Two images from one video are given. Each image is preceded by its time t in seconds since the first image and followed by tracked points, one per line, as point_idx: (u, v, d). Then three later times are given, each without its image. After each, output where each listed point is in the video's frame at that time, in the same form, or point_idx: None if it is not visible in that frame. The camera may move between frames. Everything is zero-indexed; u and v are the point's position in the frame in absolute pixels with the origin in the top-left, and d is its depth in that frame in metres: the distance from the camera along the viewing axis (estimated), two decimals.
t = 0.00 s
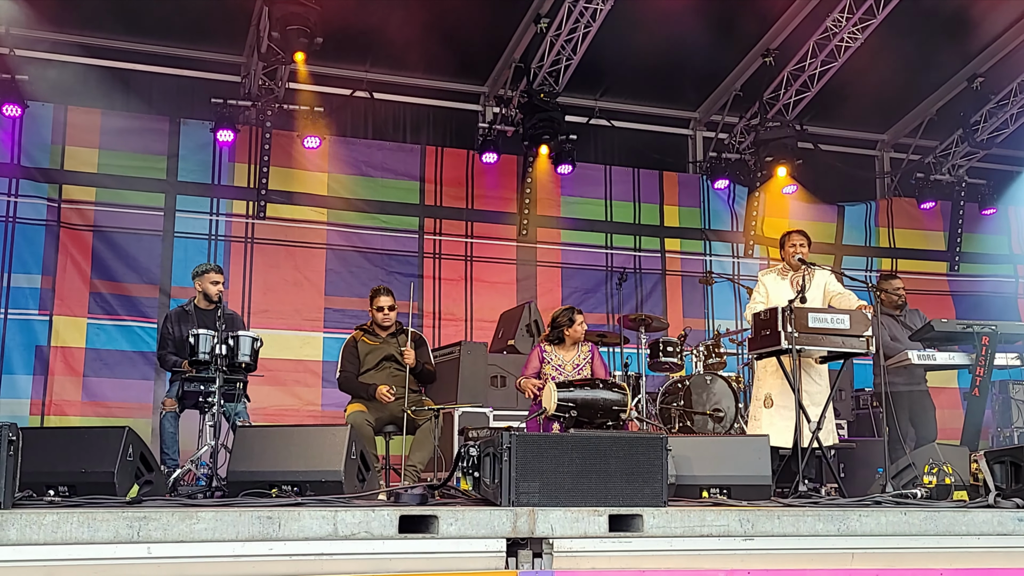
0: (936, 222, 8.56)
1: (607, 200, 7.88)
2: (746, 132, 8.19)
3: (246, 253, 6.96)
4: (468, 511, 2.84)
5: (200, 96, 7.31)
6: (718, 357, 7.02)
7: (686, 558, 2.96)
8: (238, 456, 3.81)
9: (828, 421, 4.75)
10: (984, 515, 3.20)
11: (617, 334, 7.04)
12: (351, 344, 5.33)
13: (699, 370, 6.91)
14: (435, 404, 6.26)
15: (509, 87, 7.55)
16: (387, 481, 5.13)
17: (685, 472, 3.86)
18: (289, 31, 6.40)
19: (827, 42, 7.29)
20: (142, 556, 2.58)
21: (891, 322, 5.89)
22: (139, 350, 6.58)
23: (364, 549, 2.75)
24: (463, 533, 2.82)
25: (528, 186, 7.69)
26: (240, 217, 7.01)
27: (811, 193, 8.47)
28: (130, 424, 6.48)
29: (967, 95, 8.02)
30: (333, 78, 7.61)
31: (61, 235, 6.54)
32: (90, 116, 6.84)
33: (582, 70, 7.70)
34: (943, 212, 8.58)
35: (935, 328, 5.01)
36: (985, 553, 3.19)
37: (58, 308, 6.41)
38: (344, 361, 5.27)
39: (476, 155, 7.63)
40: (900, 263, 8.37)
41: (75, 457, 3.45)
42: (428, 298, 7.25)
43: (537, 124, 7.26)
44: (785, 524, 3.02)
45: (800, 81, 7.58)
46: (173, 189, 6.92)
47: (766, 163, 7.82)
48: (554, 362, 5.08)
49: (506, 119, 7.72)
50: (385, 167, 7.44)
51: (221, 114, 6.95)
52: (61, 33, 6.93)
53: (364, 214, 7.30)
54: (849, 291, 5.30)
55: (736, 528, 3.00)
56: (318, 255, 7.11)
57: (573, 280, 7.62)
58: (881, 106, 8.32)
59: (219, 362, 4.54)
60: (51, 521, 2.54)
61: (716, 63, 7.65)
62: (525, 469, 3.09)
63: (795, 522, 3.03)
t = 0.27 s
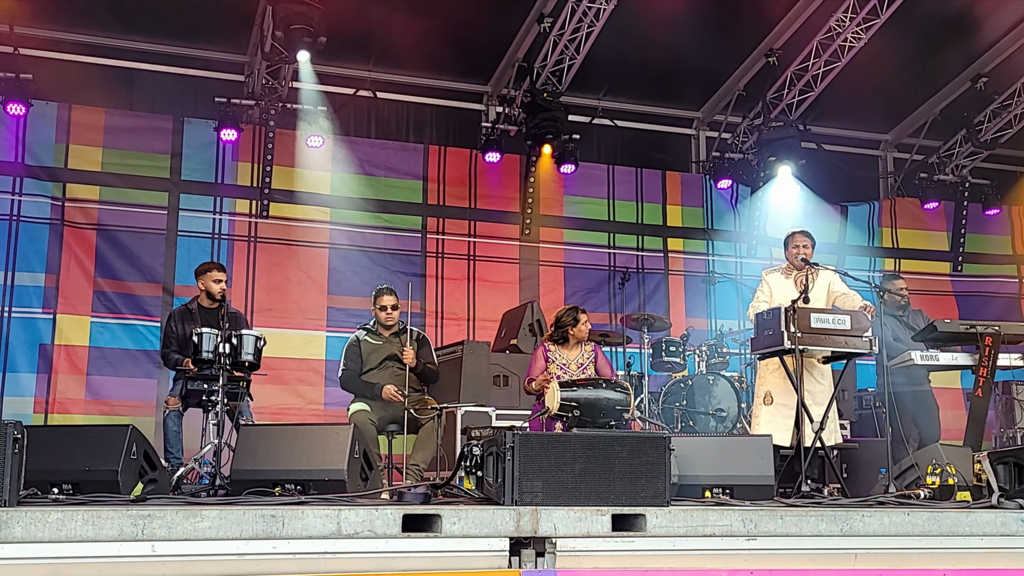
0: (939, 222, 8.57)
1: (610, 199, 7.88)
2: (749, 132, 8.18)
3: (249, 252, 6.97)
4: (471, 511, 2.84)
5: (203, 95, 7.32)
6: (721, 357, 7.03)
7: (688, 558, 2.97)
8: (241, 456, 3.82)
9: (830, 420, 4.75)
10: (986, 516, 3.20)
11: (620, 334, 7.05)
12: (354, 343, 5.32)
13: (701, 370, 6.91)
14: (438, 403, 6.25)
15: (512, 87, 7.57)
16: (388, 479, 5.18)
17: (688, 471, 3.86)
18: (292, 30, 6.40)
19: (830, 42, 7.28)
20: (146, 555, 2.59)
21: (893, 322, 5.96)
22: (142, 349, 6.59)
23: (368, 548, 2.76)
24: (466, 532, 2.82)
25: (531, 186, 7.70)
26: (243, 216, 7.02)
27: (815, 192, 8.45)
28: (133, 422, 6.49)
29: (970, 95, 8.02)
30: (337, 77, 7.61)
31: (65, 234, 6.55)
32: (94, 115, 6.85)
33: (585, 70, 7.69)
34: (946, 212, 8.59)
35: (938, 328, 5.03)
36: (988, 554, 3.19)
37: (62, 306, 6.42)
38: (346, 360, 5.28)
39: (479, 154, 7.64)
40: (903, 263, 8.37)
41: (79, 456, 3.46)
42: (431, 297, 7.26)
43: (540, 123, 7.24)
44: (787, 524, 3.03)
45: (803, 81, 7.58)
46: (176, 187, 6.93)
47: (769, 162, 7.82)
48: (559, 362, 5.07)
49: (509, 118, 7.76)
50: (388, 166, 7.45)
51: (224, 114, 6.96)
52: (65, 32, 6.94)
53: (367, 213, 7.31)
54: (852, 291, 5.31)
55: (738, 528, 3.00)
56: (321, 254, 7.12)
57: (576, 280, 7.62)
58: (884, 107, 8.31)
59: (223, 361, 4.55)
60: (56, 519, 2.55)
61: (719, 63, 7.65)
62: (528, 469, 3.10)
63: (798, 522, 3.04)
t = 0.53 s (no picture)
0: (945, 221, 8.51)
1: (615, 198, 7.88)
2: (755, 131, 8.13)
3: (254, 251, 6.97)
4: (478, 509, 2.83)
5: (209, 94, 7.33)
6: (726, 356, 7.01)
7: (696, 555, 2.96)
8: (247, 454, 3.82)
9: (836, 419, 4.73)
10: (995, 514, 3.18)
11: (625, 333, 7.04)
12: (360, 342, 5.32)
13: (707, 369, 6.89)
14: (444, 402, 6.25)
15: (517, 85, 7.50)
16: (395, 478, 5.19)
17: (694, 470, 3.84)
18: (298, 29, 6.41)
19: (836, 41, 7.28)
20: (153, 552, 2.59)
21: (902, 321, 5.96)
22: (148, 348, 6.60)
23: (375, 545, 2.75)
24: (474, 530, 2.81)
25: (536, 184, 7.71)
26: (248, 216, 7.03)
27: (820, 191, 8.44)
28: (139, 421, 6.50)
29: (976, 94, 7.98)
30: (342, 76, 7.62)
31: (71, 233, 6.56)
32: (100, 114, 6.86)
33: (591, 69, 7.69)
34: (952, 212, 8.53)
35: (943, 327, 4.91)
36: (996, 553, 3.17)
37: (68, 305, 6.43)
38: (353, 359, 5.27)
39: (485, 153, 7.63)
40: (909, 262, 8.33)
41: (86, 454, 3.45)
42: (436, 297, 7.25)
43: (545, 123, 7.21)
44: (795, 523, 3.01)
45: (808, 79, 7.57)
46: (182, 187, 6.94)
47: (775, 161, 7.82)
48: (565, 360, 5.06)
49: (514, 117, 7.62)
50: (393, 165, 7.44)
51: (229, 113, 6.98)
52: (71, 32, 6.95)
53: (373, 212, 7.31)
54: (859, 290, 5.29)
55: (746, 527, 2.99)
56: (326, 253, 7.11)
57: (581, 279, 7.61)
58: (890, 105, 8.29)
59: (229, 359, 4.54)
60: (64, 516, 2.54)
61: (724, 61, 7.64)
62: (535, 466, 3.10)
63: (806, 520, 3.02)
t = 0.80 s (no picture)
0: (950, 218, 8.47)
1: (619, 197, 7.86)
2: (760, 128, 8.16)
3: (258, 251, 6.97)
4: (484, 507, 2.83)
5: (213, 94, 7.32)
6: (731, 354, 6.98)
7: (702, 553, 2.94)
8: (252, 452, 3.82)
9: (842, 417, 4.71)
10: (1003, 511, 3.16)
11: (630, 331, 7.01)
12: (365, 341, 5.31)
13: (712, 367, 6.87)
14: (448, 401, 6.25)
15: (520, 84, 7.52)
16: (399, 477, 5.16)
17: (700, 468, 3.82)
18: (301, 28, 6.40)
19: (841, 38, 7.25)
20: (158, 551, 2.57)
21: (912, 318, 5.97)
22: (152, 348, 6.60)
23: (380, 544, 2.74)
24: (479, 528, 2.80)
25: (540, 184, 7.69)
26: (252, 215, 7.03)
27: (824, 189, 8.41)
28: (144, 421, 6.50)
29: (982, 90, 7.95)
30: (345, 76, 7.61)
31: (75, 234, 6.56)
32: (103, 114, 6.86)
33: (594, 67, 7.68)
34: (957, 208, 8.51)
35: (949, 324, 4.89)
36: (1004, 550, 3.15)
37: (72, 306, 6.43)
38: (356, 358, 5.24)
39: (488, 152, 7.62)
40: (914, 260, 8.30)
41: (90, 454, 3.45)
42: (440, 296, 7.24)
43: (550, 120, 7.23)
44: (802, 520, 3.00)
45: (813, 77, 7.54)
46: (185, 187, 6.93)
47: (780, 159, 7.80)
48: (569, 356, 5.06)
49: (518, 116, 7.64)
50: (397, 165, 7.43)
51: (233, 112, 6.94)
52: (75, 32, 6.95)
53: (376, 212, 7.30)
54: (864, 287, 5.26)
55: (752, 524, 2.97)
56: (330, 253, 7.10)
57: (586, 278, 7.60)
58: (895, 102, 8.27)
59: (233, 358, 4.55)
60: (68, 515, 2.54)
61: (728, 59, 7.61)
62: (541, 464, 3.08)
63: (812, 518, 3.01)
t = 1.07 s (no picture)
0: (955, 215, 8.45)
1: (623, 193, 7.84)
2: (763, 125, 8.12)
3: (261, 248, 6.97)
4: (486, 503, 2.84)
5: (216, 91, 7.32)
6: (735, 351, 6.98)
7: (705, 550, 2.93)
8: (255, 449, 3.81)
9: (846, 414, 4.70)
10: (1007, 508, 3.15)
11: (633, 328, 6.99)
12: (368, 338, 5.32)
13: (716, 364, 6.86)
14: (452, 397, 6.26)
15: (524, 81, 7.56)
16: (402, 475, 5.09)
17: (703, 464, 3.82)
18: (304, 24, 6.39)
19: (845, 34, 7.24)
20: (160, 547, 2.57)
21: (924, 312, 5.97)
22: (156, 344, 6.60)
23: (382, 540, 2.73)
24: (481, 524, 2.81)
25: (544, 181, 7.68)
26: (255, 212, 7.02)
27: (829, 185, 8.38)
28: (148, 418, 6.51)
29: (987, 86, 7.91)
30: (349, 72, 7.61)
31: (78, 230, 6.56)
32: (106, 111, 6.86)
33: (598, 63, 7.66)
34: (963, 205, 8.49)
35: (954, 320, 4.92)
36: (1008, 547, 3.14)
37: (75, 302, 6.43)
38: (360, 354, 5.25)
39: (492, 148, 7.61)
40: (918, 257, 8.28)
41: (93, 450, 3.45)
42: (443, 293, 7.23)
43: (553, 117, 7.20)
44: (805, 517, 2.99)
45: (817, 73, 7.52)
46: (189, 183, 6.93)
47: (783, 156, 7.77)
48: (572, 354, 5.05)
49: (521, 113, 7.63)
50: (400, 161, 7.43)
51: (236, 109, 6.98)
52: (78, 29, 6.96)
53: (380, 209, 7.29)
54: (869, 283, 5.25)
55: (756, 521, 2.97)
56: (333, 249, 7.10)
57: (589, 275, 7.59)
58: (899, 99, 8.24)
59: (236, 355, 4.57)
60: (70, 512, 2.54)
61: (732, 55, 7.60)
62: (544, 461, 3.07)
63: (815, 514, 3.00)
